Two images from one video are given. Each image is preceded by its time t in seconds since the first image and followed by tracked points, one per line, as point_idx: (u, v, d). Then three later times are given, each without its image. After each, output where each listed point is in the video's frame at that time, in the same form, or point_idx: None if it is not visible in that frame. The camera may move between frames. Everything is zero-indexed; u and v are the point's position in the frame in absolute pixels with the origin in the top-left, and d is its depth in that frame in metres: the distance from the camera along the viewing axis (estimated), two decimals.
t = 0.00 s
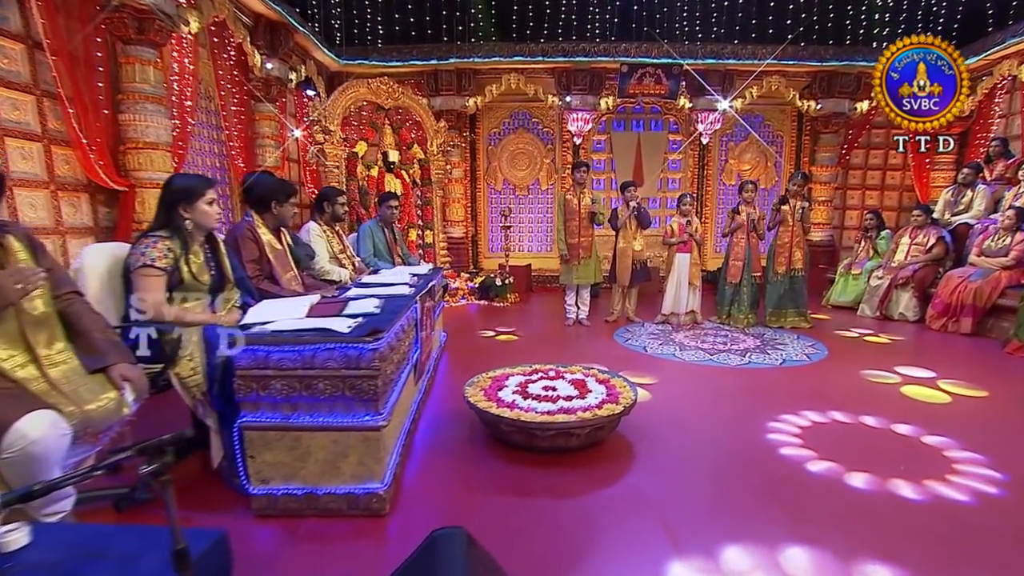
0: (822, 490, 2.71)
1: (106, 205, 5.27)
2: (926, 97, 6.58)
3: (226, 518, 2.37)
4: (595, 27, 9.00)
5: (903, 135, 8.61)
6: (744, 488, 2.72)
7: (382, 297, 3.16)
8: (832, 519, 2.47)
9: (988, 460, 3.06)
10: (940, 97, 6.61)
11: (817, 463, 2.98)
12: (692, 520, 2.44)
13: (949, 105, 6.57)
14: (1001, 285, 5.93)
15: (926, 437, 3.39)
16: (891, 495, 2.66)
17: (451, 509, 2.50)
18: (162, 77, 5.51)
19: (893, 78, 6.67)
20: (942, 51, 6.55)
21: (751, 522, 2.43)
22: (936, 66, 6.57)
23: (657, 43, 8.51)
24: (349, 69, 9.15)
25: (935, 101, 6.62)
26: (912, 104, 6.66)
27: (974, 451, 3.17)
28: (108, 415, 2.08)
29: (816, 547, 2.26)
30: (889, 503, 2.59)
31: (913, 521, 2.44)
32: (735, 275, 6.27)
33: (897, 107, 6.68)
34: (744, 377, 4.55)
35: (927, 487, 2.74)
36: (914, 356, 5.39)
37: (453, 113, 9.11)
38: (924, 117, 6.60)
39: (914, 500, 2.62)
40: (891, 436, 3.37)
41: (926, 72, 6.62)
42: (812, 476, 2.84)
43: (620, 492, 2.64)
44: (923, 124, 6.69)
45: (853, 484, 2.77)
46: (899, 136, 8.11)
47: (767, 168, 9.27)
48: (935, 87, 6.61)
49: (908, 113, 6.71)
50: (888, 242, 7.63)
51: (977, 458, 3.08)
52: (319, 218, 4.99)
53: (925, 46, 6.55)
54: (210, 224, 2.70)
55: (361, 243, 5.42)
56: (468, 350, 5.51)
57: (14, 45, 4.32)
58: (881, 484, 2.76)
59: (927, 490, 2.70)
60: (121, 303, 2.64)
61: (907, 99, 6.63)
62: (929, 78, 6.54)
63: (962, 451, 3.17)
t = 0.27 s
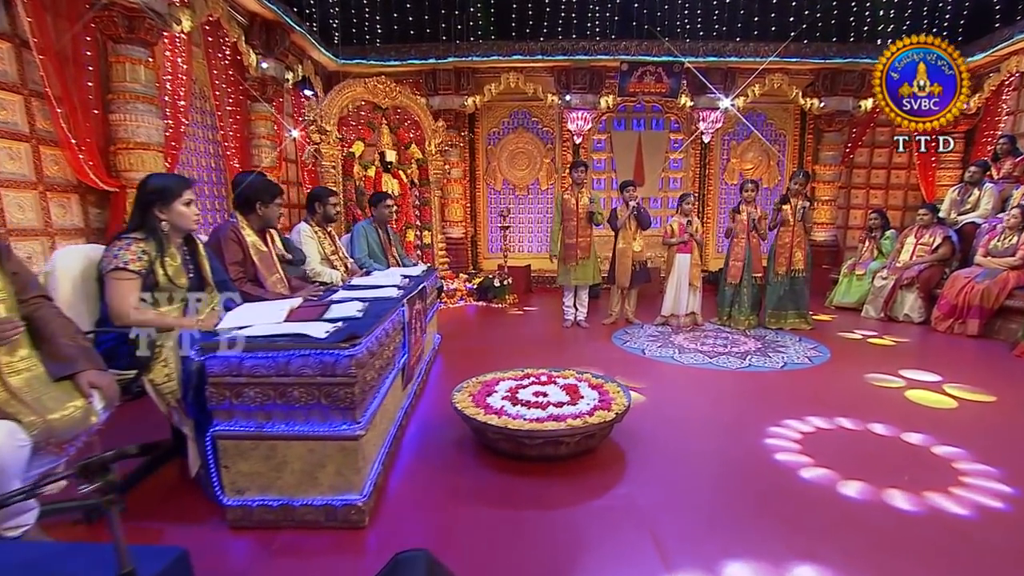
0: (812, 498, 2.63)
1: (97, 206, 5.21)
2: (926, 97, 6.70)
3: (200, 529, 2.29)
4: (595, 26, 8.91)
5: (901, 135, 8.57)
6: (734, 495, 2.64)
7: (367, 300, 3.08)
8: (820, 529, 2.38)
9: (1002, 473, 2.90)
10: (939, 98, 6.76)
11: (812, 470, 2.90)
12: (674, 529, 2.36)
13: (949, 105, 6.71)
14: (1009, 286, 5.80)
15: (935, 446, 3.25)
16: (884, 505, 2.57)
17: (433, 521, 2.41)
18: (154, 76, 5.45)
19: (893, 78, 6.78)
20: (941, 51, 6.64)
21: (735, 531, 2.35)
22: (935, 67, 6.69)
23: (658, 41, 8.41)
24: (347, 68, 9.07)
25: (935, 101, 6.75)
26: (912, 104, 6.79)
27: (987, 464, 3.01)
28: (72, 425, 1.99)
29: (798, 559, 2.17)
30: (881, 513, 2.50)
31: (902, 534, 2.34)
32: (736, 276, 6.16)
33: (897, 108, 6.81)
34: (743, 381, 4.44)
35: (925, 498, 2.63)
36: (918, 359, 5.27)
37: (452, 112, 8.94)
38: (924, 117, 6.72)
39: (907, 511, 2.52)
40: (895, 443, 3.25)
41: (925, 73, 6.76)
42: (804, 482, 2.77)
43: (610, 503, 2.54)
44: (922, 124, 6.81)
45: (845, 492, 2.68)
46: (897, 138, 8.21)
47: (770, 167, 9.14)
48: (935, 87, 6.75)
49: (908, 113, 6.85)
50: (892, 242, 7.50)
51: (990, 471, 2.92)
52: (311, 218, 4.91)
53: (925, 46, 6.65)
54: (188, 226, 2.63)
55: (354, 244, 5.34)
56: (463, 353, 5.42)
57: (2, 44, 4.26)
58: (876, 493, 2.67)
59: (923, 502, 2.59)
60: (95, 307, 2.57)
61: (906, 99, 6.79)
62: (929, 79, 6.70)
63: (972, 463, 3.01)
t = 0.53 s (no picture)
0: (800, 506, 2.55)
1: (87, 207, 5.14)
2: (926, 97, 6.60)
3: (171, 541, 2.21)
4: (594, 24, 8.81)
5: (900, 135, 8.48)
6: (722, 503, 2.57)
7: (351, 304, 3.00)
8: (803, 539, 2.30)
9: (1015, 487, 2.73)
10: (940, 97, 6.64)
11: (805, 476, 2.82)
12: (653, 538, 2.29)
13: (950, 105, 6.58)
14: (1017, 286, 5.67)
15: (945, 456, 3.08)
16: (874, 514, 2.48)
17: (414, 533, 2.32)
18: (145, 76, 5.39)
19: (893, 78, 6.68)
20: (941, 51, 6.56)
21: (715, 540, 2.27)
22: (936, 67, 6.59)
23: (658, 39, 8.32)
24: (345, 70, 9.02)
25: (935, 101, 6.64)
26: (912, 104, 6.69)
27: (1000, 476, 2.83)
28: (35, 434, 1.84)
29: (774, 571, 2.09)
30: (870, 523, 2.41)
31: (887, 545, 2.25)
32: (736, 277, 6.05)
33: (897, 108, 6.72)
34: (742, 384, 4.34)
35: (920, 510, 2.52)
36: (923, 362, 5.15)
37: (450, 112, 8.92)
38: (923, 117, 6.61)
39: (898, 522, 2.43)
40: (899, 450, 3.14)
41: (925, 72, 6.66)
42: (795, 489, 2.70)
43: (599, 514, 2.45)
44: (921, 124, 6.68)
45: (836, 500, 2.60)
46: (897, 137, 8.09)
47: (771, 167, 9.03)
48: (935, 87, 6.64)
49: (907, 113, 6.76)
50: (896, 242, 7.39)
51: (1003, 484, 2.75)
52: (302, 219, 4.86)
53: (925, 46, 6.57)
54: (164, 228, 2.55)
55: (347, 245, 5.27)
56: (457, 355, 5.34)
57: None
58: (868, 502, 2.58)
59: (917, 513, 2.49)
60: (66, 311, 2.52)
61: (906, 99, 6.68)
62: (930, 78, 6.60)
63: (982, 475, 2.84)
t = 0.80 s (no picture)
0: (787, 512, 2.50)
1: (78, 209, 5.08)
2: (926, 97, 6.52)
3: (145, 552, 2.14)
4: (593, 23, 8.73)
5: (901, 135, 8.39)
6: (711, 510, 2.50)
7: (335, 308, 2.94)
8: (785, 546, 2.25)
9: None
10: (939, 97, 6.55)
11: (797, 482, 2.77)
12: (633, 545, 2.24)
13: (949, 105, 6.51)
14: (1021, 286, 5.57)
15: (952, 465, 2.96)
16: (862, 522, 2.41)
17: (394, 544, 2.25)
18: (136, 76, 5.32)
19: (893, 78, 6.59)
20: (941, 51, 6.45)
21: (700, 550, 2.21)
22: (936, 67, 6.49)
23: (657, 37, 8.23)
24: (343, 69, 8.92)
25: (935, 101, 6.56)
26: (912, 103, 6.61)
27: (1006, 487, 2.71)
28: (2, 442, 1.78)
29: None
30: (862, 532, 2.34)
31: (869, 554, 2.19)
32: (735, 277, 5.96)
33: (897, 107, 6.62)
34: (740, 387, 4.25)
35: (912, 519, 2.44)
36: (925, 364, 5.06)
37: (447, 112, 8.82)
38: (924, 118, 6.54)
39: (886, 530, 2.36)
40: (900, 457, 3.05)
41: (926, 72, 6.56)
42: (785, 494, 2.65)
43: (587, 524, 2.37)
44: (921, 123, 6.60)
45: (832, 509, 2.52)
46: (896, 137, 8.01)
47: (772, 166, 8.94)
48: (935, 88, 6.56)
49: (908, 113, 6.68)
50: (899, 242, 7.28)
51: (1011, 496, 2.62)
52: (292, 221, 4.83)
53: (925, 46, 6.48)
54: (141, 230, 2.48)
55: (339, 247, 5.21)
56: (452, 358, 5.26)
57: None
58: (859, 510, 2.51)
59: (908, 522, 2.41)
60: (40, 316, 2.46)
61: (906, 99, 6.58)
62: (929, 78, 6.52)
63: (988, 485, 2.73)
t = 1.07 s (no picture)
0: (772, 519, 2.44)
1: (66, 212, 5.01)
2: (926, 97, 6.43)
3: (112, 567, 2.07)
4: (590, 21, 8.62)
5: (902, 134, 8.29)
6: (698, 520, 2.43)
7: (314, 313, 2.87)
8: (771, 557, 2.18)
9: None
10: (939, 97, 6.44)
11: (786, 488, 2.71)
12: (608, 553, 2.19)
13: (949, 105, 6.39)
14: None
15: (956, 476, 2.84)
16: (845, 530, 2.35)
17: (369, 557, 2.18)
18: (124, 77, 5.24)
19: (893, 78, 6.50)
20: (941, 51, 6.37)
21: (682, 562, 2.14)
22: (935, 67, 6.41)
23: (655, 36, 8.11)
24: (338, 70, 8.74)
25: (935, 101, 6.47)
26: (911, 104, 6.53)
27: (1013, 502, 2.57)
28: None
29: None
30: (851, 543, 2.27)
31: (845, 563, 2.12)
32: (733, 278, 5.87)
33: (897, 107, 6.55)
34: (735, 391, 4.16)
35: (900, 530, 2.35)
36: (926, 366, 4.96)
37: (444, 113, 8.75)
38: (924, 118, 6.45)
39: (869, 539, 2.29)
40: (899, 464, 2.96)
41: (925, 73, 6.50)
42: (772, 501, 2.59)
43: (570, 536, 2.29)
44: (923, 122, 6.51)
45: (822, 518, 2.45)
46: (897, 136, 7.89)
47: (771, 165, 8.85)
48: (935, 88, 6.46)
49: (907, 113, 6.59)
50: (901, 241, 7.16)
51: (1016, 511, 2.48)
52: (281, 223, 4.78)
53: (925, 46, 6.40)
54: (112, 234, 2.42)
55: (330, 248, 5.14)
56: (443, 361, 5.18)
57: None
58: (845, 518, 2.45)
59: (894, 533, 2.33)
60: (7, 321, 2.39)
61: (905, 99, 6.50)
62: (929, 78, 6.43)
63: (990, 496, 2.63)
